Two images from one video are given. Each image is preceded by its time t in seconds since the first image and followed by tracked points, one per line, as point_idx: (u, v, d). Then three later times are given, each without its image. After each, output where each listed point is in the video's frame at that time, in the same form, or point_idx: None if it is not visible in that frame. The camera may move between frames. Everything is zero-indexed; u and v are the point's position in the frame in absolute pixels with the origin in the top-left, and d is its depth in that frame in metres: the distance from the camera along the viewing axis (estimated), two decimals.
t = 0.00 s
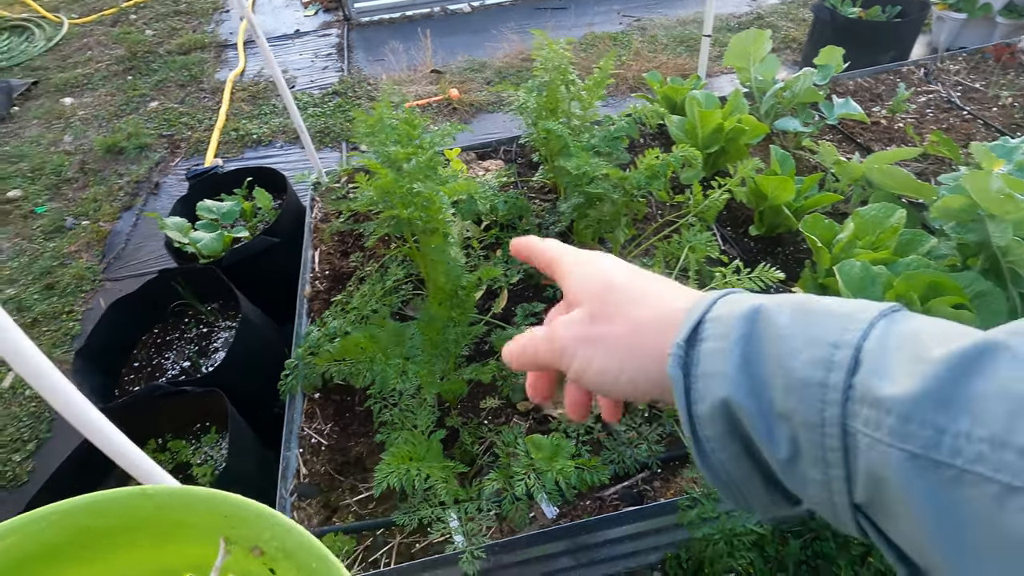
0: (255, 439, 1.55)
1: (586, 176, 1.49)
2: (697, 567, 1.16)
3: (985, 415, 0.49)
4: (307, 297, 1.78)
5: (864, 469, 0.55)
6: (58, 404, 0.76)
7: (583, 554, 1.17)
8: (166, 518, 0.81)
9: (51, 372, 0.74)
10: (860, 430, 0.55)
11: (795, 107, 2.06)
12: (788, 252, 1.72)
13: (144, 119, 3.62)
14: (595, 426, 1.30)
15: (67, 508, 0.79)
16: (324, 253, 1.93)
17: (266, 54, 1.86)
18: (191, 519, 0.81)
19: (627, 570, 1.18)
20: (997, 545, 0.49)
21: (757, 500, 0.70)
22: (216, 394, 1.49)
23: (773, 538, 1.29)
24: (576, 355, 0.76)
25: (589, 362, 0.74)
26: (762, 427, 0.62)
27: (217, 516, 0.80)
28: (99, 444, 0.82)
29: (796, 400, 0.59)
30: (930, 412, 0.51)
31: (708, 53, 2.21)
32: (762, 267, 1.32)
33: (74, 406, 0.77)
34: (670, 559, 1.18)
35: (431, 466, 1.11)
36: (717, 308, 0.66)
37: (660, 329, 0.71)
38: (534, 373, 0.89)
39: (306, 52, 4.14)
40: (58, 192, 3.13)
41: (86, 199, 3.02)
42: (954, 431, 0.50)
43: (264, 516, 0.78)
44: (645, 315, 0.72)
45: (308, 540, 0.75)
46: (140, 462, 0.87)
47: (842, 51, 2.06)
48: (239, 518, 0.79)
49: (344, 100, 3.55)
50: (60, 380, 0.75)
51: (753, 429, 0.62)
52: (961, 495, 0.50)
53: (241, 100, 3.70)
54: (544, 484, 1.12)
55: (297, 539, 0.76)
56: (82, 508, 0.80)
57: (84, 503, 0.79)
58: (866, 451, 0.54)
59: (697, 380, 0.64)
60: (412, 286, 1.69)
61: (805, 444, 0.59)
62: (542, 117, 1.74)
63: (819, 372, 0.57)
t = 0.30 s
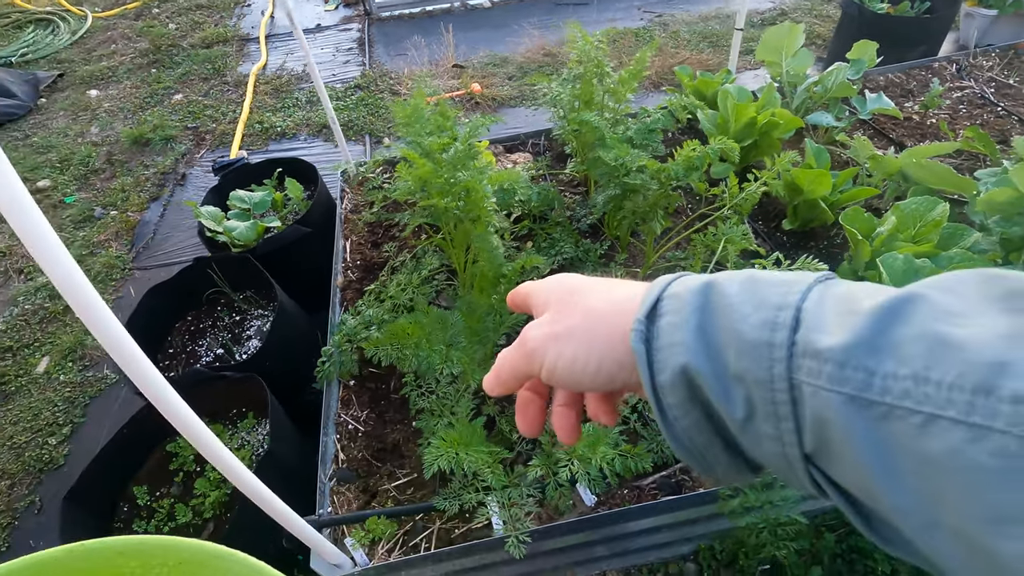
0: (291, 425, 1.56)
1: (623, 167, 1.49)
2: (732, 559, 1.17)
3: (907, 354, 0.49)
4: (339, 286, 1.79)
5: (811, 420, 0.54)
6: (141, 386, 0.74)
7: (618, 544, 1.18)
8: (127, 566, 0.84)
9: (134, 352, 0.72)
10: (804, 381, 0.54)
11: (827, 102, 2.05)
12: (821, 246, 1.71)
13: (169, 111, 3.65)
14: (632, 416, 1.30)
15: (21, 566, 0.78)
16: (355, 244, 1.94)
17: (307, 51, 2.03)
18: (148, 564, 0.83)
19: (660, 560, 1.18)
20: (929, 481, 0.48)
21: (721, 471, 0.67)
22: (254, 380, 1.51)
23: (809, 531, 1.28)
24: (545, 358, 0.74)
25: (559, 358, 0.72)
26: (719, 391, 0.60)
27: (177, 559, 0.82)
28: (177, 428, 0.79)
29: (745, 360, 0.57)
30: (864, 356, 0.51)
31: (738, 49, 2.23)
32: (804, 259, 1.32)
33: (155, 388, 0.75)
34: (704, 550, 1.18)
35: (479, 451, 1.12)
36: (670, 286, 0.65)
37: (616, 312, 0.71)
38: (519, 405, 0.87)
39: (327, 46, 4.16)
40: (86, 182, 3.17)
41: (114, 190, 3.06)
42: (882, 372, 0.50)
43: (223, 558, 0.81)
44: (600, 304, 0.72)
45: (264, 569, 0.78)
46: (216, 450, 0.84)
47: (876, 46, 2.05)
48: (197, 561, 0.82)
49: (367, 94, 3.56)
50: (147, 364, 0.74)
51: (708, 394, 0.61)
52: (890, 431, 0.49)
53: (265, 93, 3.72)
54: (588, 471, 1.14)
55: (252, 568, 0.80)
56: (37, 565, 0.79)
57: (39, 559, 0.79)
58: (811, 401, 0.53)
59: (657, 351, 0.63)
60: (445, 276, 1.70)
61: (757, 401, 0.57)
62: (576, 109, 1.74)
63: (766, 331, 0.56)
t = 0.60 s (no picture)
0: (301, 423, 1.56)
1: (634, 164, 1.49)
2: (743, 557, 1.17)
3: (947, 367, 0.49)
4: (347, 284, 1.79)
5: (844, 434, 0.53)
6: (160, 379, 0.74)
7: (629, 542, 1.17)
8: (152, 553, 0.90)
9: (154, 345, 0.72)
10: (837, 395, 0.53)
11: (836, 100, 2.05)
12: (831, 245, 1.71)
13: (174, 110, 3.65)
14: (643, 414, 1.30)
15: (60, 546, 0.86)
16: (363, 242, 1.94)
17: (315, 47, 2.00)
18: (168, 550, 0.90)
19: (671, 558, 1.18)
20: (970, 498, 0.47)
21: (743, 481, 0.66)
22: (263, 377, 1.50)
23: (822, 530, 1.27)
24: (563, 360, 0.73)
25: (580, 362, 0.71)
26: (747, 403, 0.59)
27: (197, 545, 0.89)
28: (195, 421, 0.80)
29: (774, 371, 0.56)
30: (901, 370, 0.50)
31: (747, 47, 2.22)
32: (817, 256, 1.31)
33: (174, 380, 0.75)
34: (715, 549, 1.18)
35: (492, 448, 1.11)
36: (691, 294, 0.64)
37: (639, 319, 0.69)
38: (537, 408, 0.85)
39: (331, 46, 4.16)
40: (92, 181, 3.17)
41: (120, 188, 3.06)
42: (922, 388, 0.49)
43: (238, 545, 0.87)
44: (621, 309, 0.71)
45: (278, 553, 0.84)
46: (233, 443, 0.84)
47: (885, 44, 2.04)
48: (219, 548, 0.88)
49: (372, 93, 3.56)
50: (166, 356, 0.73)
51: (737, 405, 0.59)
52: (931, 447, 0.49)
53: (269, 92, 3.72)
54: (602, 468, 1.13)
55: (263, 552, 0.86)
56: (70, 548, 0.87)
57: (75, 541, 0.87)
58: (845, 415, 0.52)
59: (681, 360, 0.61)
60: (454, 274, 1.69)
61: (787, 414, 0.56)
62: (585, 107, 1.74)
63: (797, 342, 0.55)
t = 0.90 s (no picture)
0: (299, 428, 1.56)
1: (631, 168, 1.50)
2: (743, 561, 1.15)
3: None
4: (344, 289, 1.79)
5: None
6: (157, 386, 0.74)
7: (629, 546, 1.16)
8: (176, 531, 0.78)
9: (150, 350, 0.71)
10: None
11: (830, 103, 2.06)
12: (827, 247, 1.72)
13: (169, 115, 3.64)
14: (641, 418, 1.31)
15: (77, 518, 0.75)
16: (360, 246, 1.94)
17: (308, 49, 1.98)
18: (186, 526, 0.77)
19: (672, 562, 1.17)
20: None
21: None
22: (262, 383, 1.50)
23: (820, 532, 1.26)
24: (689, 529, 0.47)
25: None
26: None
27: (225, 521, 0.76)
28: (192, 428, 0.79)
29: None
30: None
31: (742, 50, 2.22)
32: (814, 259, 1.32)
33: (171, 387, 0.75)
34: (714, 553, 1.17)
35: (491, 454, 1.11)
36: (953, 491, 0.37)
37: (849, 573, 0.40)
38: None
39: (327, 49, 4.16)
40: (87, 186, 3.16)
41: (115, 193, 3.05)
42: None
43: (269, 525, 0.75)
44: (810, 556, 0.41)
45: (311, 537, 0.72)
46: (231, 449, 0.84)
47: (878, 47, 2.05)
48: (242, 523, 0.76)
49: (368, 96, 3.56)
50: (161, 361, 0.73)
51: None
52: None
53: (265, 96, 3.72)
54: (602, 472, 1.12)
55: (299, 535, 0.73)
56: (87, 520, 0.75)
57: (93, 514, 0.75)
58: None
59: None
60: (451, 278, 1.70)
61: None
62: (581, 111, 1.74)
63: None
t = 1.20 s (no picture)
0: (288, 439, 1.55)
1: (619, 177, 1.50)
2: (731, 567, 1.18)
3: None
4: (334, 298, 1.78)
5: None
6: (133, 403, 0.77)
7: (618, 554, 1.18)
8: (213, 502, 0.73)
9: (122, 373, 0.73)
10: None
11: (818, 109, 2.07)
12: (815, 253, 1.73)
13: (160, 122, 3.64)
14: (629, 426, 1.31)
15: (117, 480, 0.71)
16: (350, 255, 1.93)
17: (298, 59, 1.99)
18: (214, 496, 0.72)
19: (659, 568, 1.20)
20: None
21: None
22: (250, 394, 1.49)
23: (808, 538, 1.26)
24: None
25: None
26: None
27: (258, 497, 0.70)
28: (168, 442, 0.84)
29: None
30: None
31: (730, 57, 2.24)
32: (799, 266, 1.32)
33: (146, 403, 0.78)
34: (703, 559, 1.20)
35: (478, 465, 1.10)
36: None
37: None
38: None
39: (319, 56, 4.16)
40: (77, 194, 3.14)
41: (105, 202, 3.04)
42: None
43: (300, 510, 0.68)
44: None
45: (336, 528, 0.65)
46: (209, 464, 0.88)
47: (865, 53, 2.07)
48: (270, 499, 0.70)
49: (359, 103, 3.56)
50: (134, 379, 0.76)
51: None
52: None
53: (257, 103, 3.72)
54: (588, 482, 1.12)
55: (327, 524, 0.66)
56: (114, 485, 0.71)
57: (135, 477, 0.71)
58: None
59: None
60: (441, 286, 1.70)
61: None
62: (569, 118, 1.75)
63: None
